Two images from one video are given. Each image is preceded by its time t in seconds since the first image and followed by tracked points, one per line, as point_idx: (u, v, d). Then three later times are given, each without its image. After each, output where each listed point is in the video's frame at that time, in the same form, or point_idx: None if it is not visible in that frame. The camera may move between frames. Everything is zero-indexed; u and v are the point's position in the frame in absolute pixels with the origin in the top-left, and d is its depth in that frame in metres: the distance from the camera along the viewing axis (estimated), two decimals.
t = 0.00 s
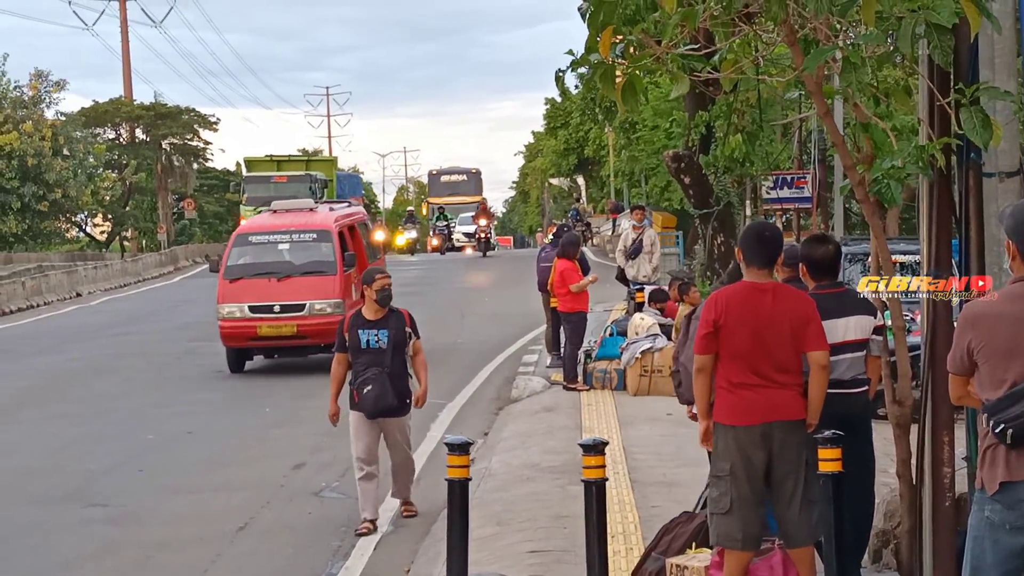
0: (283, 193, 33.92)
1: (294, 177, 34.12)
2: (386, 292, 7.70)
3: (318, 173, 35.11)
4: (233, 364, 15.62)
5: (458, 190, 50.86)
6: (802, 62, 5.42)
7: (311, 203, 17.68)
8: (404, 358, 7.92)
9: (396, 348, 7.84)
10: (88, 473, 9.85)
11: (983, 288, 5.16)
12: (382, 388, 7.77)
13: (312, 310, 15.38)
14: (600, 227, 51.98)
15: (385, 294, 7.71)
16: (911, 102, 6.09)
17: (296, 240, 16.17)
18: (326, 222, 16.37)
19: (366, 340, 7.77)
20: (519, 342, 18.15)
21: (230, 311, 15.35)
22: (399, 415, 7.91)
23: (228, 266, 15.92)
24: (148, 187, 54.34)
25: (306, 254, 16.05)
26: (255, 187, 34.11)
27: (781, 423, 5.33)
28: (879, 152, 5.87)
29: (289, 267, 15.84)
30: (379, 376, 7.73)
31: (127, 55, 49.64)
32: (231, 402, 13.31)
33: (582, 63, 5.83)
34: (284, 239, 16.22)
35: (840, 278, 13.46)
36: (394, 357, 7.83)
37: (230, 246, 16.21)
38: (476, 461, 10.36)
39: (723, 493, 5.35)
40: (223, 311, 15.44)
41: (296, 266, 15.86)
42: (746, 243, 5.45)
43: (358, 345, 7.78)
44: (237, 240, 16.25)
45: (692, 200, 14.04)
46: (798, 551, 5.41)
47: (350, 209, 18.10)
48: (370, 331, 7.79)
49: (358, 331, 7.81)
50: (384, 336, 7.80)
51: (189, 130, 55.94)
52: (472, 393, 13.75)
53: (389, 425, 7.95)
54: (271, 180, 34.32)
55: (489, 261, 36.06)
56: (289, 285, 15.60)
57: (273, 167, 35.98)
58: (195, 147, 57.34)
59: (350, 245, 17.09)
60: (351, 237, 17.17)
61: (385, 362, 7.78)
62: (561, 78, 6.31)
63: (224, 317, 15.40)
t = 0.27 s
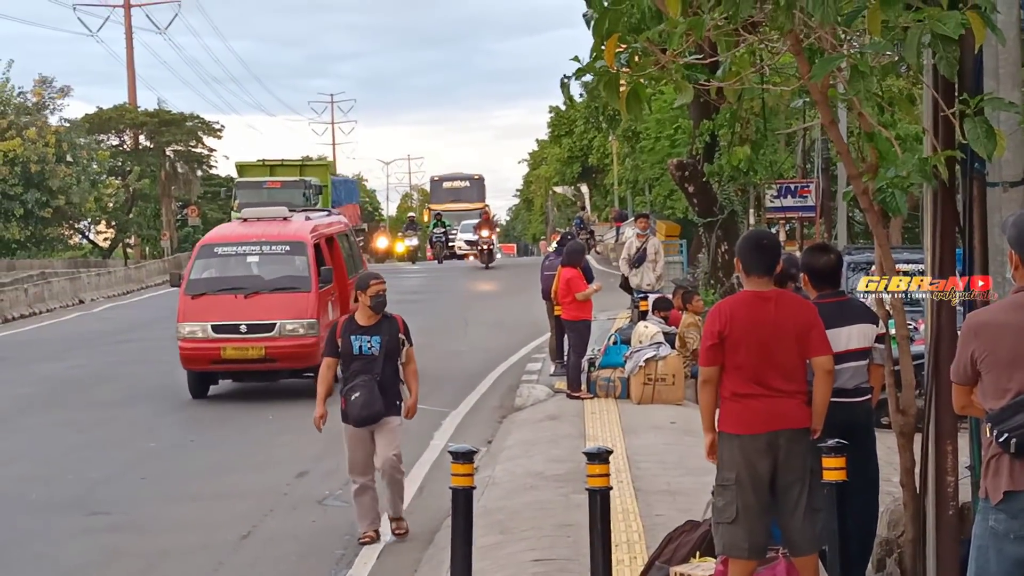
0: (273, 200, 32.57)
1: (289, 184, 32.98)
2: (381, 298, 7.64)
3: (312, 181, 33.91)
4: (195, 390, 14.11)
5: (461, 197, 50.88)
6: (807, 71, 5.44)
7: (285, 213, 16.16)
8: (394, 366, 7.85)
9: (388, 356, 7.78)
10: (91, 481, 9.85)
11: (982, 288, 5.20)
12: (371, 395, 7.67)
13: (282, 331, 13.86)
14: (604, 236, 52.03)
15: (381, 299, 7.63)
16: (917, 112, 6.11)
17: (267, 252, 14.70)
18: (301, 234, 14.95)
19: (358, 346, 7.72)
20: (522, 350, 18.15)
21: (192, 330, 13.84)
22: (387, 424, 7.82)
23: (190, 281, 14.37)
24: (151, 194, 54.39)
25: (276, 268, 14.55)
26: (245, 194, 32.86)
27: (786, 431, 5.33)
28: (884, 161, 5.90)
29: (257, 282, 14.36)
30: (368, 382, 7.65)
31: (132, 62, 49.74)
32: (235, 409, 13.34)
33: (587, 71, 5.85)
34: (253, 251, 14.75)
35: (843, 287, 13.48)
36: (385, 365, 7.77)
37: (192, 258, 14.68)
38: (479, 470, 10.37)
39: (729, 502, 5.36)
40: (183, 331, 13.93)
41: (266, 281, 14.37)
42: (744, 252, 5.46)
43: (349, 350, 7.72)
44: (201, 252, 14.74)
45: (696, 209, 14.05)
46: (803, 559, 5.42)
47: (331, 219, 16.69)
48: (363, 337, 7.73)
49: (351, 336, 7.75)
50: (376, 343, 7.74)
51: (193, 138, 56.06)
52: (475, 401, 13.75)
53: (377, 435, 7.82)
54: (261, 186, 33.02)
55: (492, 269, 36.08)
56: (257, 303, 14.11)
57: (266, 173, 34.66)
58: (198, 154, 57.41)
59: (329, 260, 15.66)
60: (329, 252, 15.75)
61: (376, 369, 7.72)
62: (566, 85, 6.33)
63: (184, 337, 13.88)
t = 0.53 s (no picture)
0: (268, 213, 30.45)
1: (280, 193, 30.81)
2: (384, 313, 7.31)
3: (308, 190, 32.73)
4: (153, 423, 12.47)
5: (466, 204, 50.92)
6: (814, 77, 5.44)
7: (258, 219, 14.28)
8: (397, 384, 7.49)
9: (391, 374, 7.42)
10: (98, 491, 9.84)
11: (984, 287, 5.20)
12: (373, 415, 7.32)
13: (248, 356, 12.08)
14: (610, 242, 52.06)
15: (382, 315, 7.30)
16: (924, 117, 6.10)
17: (234, 265, 12.84)
18: (273, 245, 13.08)
19: (359, 362, 7.37)
20: (529, 357, 18.15)
21: (147, 355, 12.11)
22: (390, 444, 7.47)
23: (145, 298, 12.58)
24: (157, 202, 54.47)
25: (244, 284, 12.72)
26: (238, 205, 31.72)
27: (794, 436, 5.33)
28: (891, 167, 5.89)
29: (221, 300, 12.55)
30: (370, 402, 7.29)
31: (138, 71, 49.90)
32: (241, 417, 13.35)
33: (594, 78, 5.85)
34: (217, 263, 12.88)
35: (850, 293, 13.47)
36: (387, 383, 7.40)
37: (150, 272, 12.88)
38: (487, 477, 10.37)
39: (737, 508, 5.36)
40: (137, 356, 12.19)
41: (231, 299, 12.56)
42: (748, 258, 5.47)
43: (350, 368, 7.38)
44: (159, 265, 12.92)
45: (703, 215, 14.06)
46: (811, 564, 5.42)
47: (309, 225, 14.90)
48: (365, 353, 7.38)
49: (352, 353, 7.39)
50: (378, 360, 7.37)
51: (199, 146, 56.24)
52: (482, 408, 13.75)
53: (379, 455, 7.48)
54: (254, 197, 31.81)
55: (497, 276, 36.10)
56: (221, 324, 12.31)
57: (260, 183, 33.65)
58: (204, 162, 57.53)
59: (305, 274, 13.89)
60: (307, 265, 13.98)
61: (378, 388, 7.35)
62: (572, 93, 6.32)
63: (139, 363, 12.12)
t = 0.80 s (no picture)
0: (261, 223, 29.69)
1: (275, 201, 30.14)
2: (381, 314, 7.28)
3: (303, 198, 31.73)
4: (103, 454, 11.06)
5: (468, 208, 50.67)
6: (818, 81, 5.46)
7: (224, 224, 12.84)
8: (397, 386, 7.44)
9: (389, 375, 7.37)
10: (104, 496, 9.86)
11: (982, 287, 5.24)
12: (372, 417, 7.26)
13: (208, 379, 10.65)
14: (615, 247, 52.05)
15: (379, 316, 7.27)
16: (929, 122, 6.11)
17: (194, 277, 11.39)
18: (239, 255, 11.65)
19: (356, 365, 7.34)
20: (534, 362, 18.14)
21: (96, 377, 10.68)
22: (391, 446, 7.42)
23: (95, 313, 11.13)
24: (162, 208, 54.53)
25: (205, 297, 11.28)
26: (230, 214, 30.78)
27: (799, 442, 5.34)
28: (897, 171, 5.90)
29: (179, 315, 11.11)
30: (369, 404, 7.24)
31: (144, 77, 50.04)
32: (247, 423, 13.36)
33: (599, 82, 5.88)
34: (176, 274, 11.43)
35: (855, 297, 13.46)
36: (386, 384, 7.35)
37: (100, 284, 11.43)
38: (492, 482, 10.37)
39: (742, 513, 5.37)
40: (83, 378, 10.75)
41: (190, 314, 11.12)
42: (749, 263, 5.50)
43: (348, 370, 7.35)
44: (112, 276, 11.49)
45: (708, 220, 14.07)
46: (817, 569, 5.42)
47: (283, 233, 13.37)
48: (362, 356, 7.35)
49: (349, 356, 7.37)
50: (376, 362, 7.33)
51: (203, 152, 56.36)
52: (488, 413, 13.75)
53: (379, 458, 7.43)
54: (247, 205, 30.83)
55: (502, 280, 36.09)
56: (178, 343, 10.86)
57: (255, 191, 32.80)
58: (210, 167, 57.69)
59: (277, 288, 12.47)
60: (281, 277, 12.56)
61: (377, 390, 7.30)
62: (578, 97, 6.35)
63: (86, 386, 10.71)
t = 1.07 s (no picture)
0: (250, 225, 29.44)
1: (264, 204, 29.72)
2: (365, 326, 7.09)
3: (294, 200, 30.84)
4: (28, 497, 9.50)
5: (467, 210, 50.43)
6: (820, 83, 5.45)
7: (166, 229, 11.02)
8: (383, 400, 7.21)
9: (375, 389, 7.15)
10: (105, 499, 9.85)
11: (982, 287, 5.27)
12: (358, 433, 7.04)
13: (141, 414, 8.95)
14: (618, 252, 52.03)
15: (364, 328, 7.08)
16: (931, 126, 6.10)
17: (128, 292, 9.66)
18: (180, 265, 9.91)
19: (340, 379, 7.13)
20: (536, 366, 18.13)
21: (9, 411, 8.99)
22: (380, 461, 7.17)
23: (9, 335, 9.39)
24: (165, 211, 54.56)
25: (139, 316, 9.55)
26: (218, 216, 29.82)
27: (800, 447, 5.33)
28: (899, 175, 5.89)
29: (106, 338, 9.37)
30: (354, 419, 7.02)
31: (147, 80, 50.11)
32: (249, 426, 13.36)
33: (600, 84, 5.87)
34: (104, 289, 9.68)
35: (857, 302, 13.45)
36: (372, 398, 7.12)
37: (16, 301, 9.67)
38: (494, 486, 10.36)
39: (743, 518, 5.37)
40: None
41: (121, 337, 9.39)
42: (750, 268, 5.48)
43: (332, 384, 7.14)
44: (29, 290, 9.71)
45: (710, 224, 14.06)
46: None
47: (235, 238, 11.46)
48: (346, 369, 7.13)
49: (333, 369, 7.16)
50: (360, 375, 7.12)
51: (206, 154, 56.43)
52: (490, 417, 13.74)
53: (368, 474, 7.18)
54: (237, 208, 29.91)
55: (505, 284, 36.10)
56: (107, 369, 9.12)
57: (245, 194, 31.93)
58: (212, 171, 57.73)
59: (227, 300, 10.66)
60: (231, 287, 10.72)
61: (362, 404, 7.07)
62: (580, 99, 6.34)
63: None
